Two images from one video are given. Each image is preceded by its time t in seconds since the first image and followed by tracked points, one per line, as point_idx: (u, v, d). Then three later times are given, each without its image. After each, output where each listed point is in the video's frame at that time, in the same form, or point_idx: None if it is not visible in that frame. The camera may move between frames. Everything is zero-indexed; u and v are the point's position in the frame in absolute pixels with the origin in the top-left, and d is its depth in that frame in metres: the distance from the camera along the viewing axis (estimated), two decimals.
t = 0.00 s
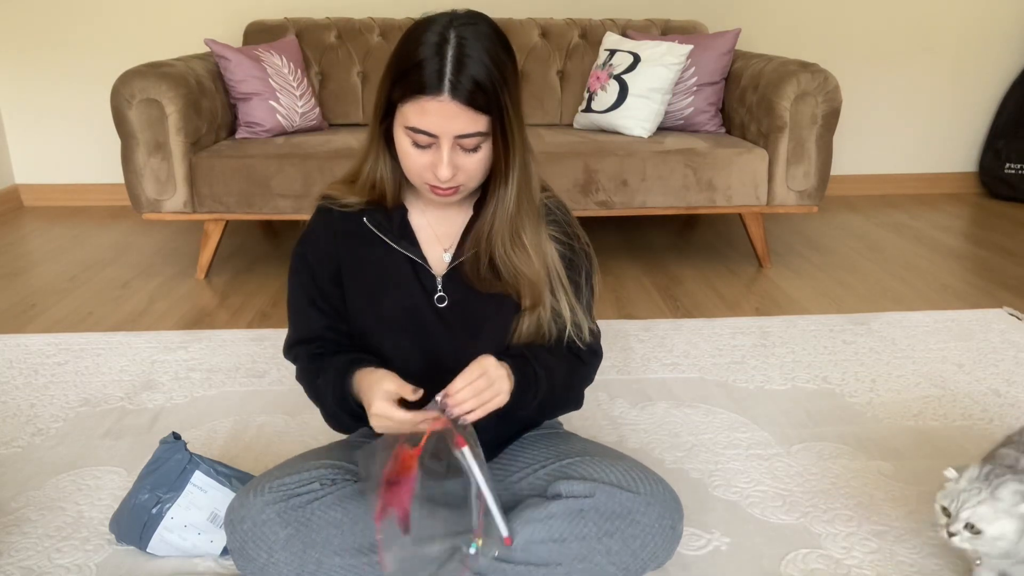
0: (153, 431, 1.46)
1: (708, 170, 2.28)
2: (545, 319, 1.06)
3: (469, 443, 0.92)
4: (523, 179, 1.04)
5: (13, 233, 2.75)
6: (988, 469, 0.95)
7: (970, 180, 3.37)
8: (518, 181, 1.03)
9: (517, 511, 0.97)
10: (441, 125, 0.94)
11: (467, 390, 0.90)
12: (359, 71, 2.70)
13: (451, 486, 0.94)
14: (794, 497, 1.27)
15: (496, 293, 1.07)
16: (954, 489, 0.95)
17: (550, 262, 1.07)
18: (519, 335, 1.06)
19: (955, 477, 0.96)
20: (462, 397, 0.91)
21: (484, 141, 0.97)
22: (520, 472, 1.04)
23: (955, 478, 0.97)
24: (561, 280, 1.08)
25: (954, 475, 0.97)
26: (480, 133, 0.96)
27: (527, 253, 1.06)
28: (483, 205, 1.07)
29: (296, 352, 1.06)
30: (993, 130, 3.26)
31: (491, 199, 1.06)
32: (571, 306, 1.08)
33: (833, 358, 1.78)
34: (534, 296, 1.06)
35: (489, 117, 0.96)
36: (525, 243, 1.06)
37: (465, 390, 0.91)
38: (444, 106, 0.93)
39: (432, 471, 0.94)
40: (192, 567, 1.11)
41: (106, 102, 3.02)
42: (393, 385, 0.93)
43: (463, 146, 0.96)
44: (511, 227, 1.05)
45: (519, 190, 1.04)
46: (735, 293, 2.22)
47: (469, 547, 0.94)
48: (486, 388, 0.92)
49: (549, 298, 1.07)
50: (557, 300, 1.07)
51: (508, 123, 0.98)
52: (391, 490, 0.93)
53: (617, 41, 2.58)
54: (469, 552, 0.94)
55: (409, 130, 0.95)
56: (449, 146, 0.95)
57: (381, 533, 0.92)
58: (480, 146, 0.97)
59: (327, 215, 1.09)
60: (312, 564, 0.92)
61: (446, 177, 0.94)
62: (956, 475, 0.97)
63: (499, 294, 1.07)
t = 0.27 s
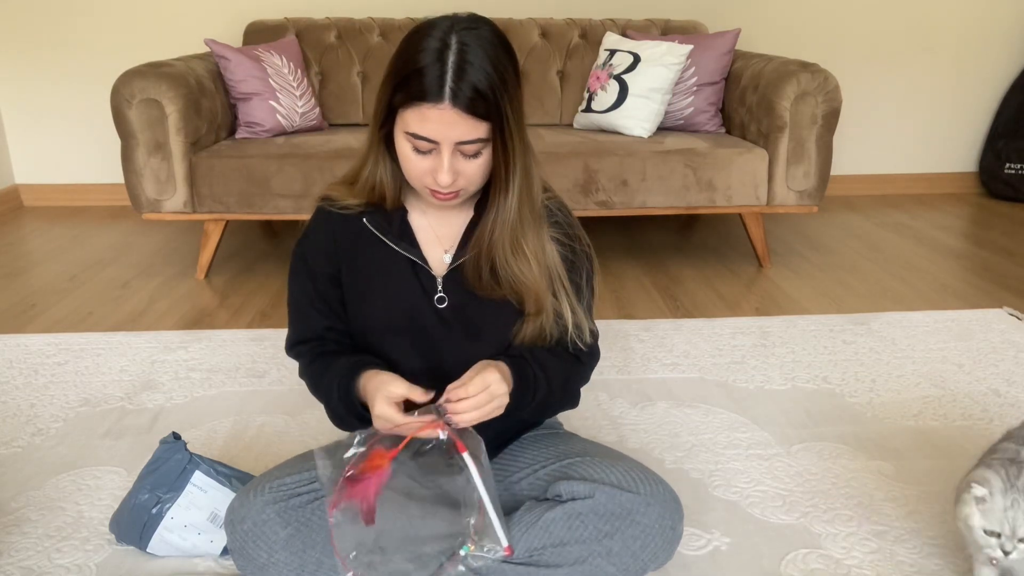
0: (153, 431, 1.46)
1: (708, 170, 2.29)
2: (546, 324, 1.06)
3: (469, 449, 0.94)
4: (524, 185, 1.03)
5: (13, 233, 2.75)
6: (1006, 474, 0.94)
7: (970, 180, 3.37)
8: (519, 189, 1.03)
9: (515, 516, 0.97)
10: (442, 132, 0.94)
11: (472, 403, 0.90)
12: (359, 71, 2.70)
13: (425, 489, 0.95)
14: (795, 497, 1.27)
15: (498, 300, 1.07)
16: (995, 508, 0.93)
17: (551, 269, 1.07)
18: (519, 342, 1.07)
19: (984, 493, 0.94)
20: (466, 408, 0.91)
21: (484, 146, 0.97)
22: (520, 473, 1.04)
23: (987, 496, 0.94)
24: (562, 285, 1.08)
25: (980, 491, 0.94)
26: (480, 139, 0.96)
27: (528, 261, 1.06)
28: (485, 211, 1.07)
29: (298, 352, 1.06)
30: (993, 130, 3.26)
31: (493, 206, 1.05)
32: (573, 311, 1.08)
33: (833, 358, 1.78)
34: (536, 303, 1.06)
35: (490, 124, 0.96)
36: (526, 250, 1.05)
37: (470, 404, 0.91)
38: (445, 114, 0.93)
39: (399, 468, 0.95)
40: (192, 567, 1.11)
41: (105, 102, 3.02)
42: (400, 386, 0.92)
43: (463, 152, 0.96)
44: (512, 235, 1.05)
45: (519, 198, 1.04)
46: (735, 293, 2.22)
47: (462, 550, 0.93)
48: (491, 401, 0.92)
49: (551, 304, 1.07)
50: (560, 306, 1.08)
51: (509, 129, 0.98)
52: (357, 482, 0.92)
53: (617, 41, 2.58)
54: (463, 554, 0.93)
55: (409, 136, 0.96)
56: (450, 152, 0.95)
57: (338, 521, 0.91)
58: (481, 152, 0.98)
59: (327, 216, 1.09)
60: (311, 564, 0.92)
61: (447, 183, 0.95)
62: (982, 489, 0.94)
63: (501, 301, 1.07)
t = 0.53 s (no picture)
0: (153, 431, 1.46)
1: (708, 170, 2.29)
2: (547, 324, 1.07)
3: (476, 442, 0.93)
4: (526, 187, 1.03)
5: (13, 232, 2.75)
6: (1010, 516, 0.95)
7: (970, 180, 3.37)
8: (520, 191, 1.03)
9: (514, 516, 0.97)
10: (446, 132, 0.94)
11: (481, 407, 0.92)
12: (358, 71, 2.70)
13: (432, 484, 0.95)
14: (795, 497, 1.27)
15: (500, 302, 1.07)
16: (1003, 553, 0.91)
17: (552, 270, 1.08)
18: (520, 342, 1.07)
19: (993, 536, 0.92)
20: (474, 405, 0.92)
21: (488, 147, 0.97)
22: (520, 473, 1.04)
23: (996, 537, 0.92)
24: (564, 286, 1.09)
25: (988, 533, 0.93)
26: (484, 140, 0.96)
27: (530, 263, 1.06)
28: (487, 212, 1.07)
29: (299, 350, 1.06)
30: (993, 129, 3.26)
31: (495, 207, 1.06)
32: (574, 312, 1.09)
33: (833, 358, 1.78)
34: (537, 305, 1.06)
35: (494, 125, 0.96)
36: (527, 252, 1.06)
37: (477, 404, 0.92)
38: (449, 115, 0.93)
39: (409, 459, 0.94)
40: (192, 567, 1.11)
41: (105, 102, 3.02)
42: (411, 384, 0.95)
43: (467, 152, 0.96)
44: (513, 237, 1.05)
45: (521, 201, 1.04)
46: (735, 292, 2.22)
47: (462, 547, 0.93)
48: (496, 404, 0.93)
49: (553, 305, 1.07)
50: (561, 307, 1.08)
51: (513, 130, 0.98)
52: (371, 469, 0.92)
53: (617, 41, 2.58)
54: (462, 551, 0.93)
55: (413, 136, 0.96)
56: (454, 153, 0.95)
57: (349, 507, 0.91)
58: (484, 153, 0.98)
59: (328, 214, 1.09)
60: (311, 564, 0.92)
61: (450, 183, 0.95)
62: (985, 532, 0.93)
63: (502, 302, 1.07)
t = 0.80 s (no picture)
0: (153, 431, 1.46)
1: (708, 170, 2.29)
2: (552, 324, 1.07)
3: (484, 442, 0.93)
4: (532, 187, 1.04)
5: (13, 232, 2.75)
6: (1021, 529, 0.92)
7: (970, 180, 3.37)
8: (528, 190, 1.04)
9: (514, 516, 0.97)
10: (453, 132, 0.94)
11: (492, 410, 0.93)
12: (358, 71, 2.70)
13: (441, 483, 0.98)
14: (794, 497, 1.27)
15: (504, 301, 1.07)
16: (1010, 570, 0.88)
17: (558, 270, 1.08)
18: (524, 343, 1.07)
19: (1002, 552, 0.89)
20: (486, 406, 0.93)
21: (494, 146, 0.97)
22: (520, 473, 1.04)
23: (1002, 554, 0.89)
24: (568, 287, 1.09)
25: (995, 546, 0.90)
26: (491, 140, 0.96)
27: (536, 263, 1.06)
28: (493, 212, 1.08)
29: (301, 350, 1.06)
30: (993, 129, 3.26)
31: (502, 207, 1.06)
32: (578, 312, 1.09)
33: (833, 358, 1.78)
34: (542, 305, 1.06)
35: (501, 125, 0.96)
36: (533, 252, 1.06)
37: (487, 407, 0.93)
38: (456, 115, 0.94)
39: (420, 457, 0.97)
40: (192, 567, 1.11)
41: (105, 102, 3.02)
42: (421, 383, 0.95)
43: (474, 152, 0.96)
44: (520, 236, 1.06)
45: (528, 200, 1.05)
46: (735, 292, 2.22)
47: (464, 546, 0.94)
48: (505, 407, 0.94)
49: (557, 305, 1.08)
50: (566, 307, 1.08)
51: (519, 130, 0.99)
52: (388, 464, 0.94)
53: (617, 41, 2.58)
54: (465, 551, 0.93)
55: (420, 137, 0.96)
56: (461, 153, 0.95)
57: (365, 502, 0.93)
58: (491, 152, 0.98)
59: (331, 214, 1.09)
60: (311, 564, 0.91)
61: (457, 184, 0.95)
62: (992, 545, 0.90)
63: (507, 302, 1.07)
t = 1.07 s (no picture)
0: (153, 431, 1.46)
1: (708, 170, 2.29)
2: (553, 324, 1.07)
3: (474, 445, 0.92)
4: (534, 187, 1.04)
5: (13, 232, 2.75)
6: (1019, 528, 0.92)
7: (970, 180, 3.37)
8: (530, 190, 1.04)
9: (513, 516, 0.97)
10: (455, 133, 0.94)
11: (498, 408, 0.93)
12: (358, 71, 2.70)
13: (432, 490, 0.94)
14: (794, 497, 1.27)
15: (505, 301, 1.07)
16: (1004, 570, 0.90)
17: (559, 271, 1.08)
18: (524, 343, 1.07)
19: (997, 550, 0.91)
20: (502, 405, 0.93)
21: (496, 147, 0.97)
22: (520, 473, 1.04)
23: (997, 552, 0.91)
24: (569, 287, 1.09)
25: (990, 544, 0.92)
26: (492, 140, 0.96)
27: (537, 263, 1.06)
28: (495, 213, 1.07)
29: (302, 350, 1.07)
30: (993, 129, 3.26)
31: (504, 208, 1.06)
32: (578, 312, 1.09)
33: (833, 358, 1.78)
34: (543, 305, 1.06)
35: (502, 125, 0.96)
36: (535, 252, 1.06)
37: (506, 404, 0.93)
38: (457, 117, 0.94)
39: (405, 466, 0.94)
40: (192, 567, 1.11)
41: (105, 101, 3.02)
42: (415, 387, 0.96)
43: (475, 153, 0.96)
44: (521, 236, 1.06)
45: (529, 200, 1.05)
46: (735, 293, 2.22)
47: (462, 547, 0.93)
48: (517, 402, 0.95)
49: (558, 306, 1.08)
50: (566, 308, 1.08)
51: (520, 130, 0.99)
52: (372, 478, 0.93)
53: (617, 41, 2.58)
54: (463, 552, 0.93)
55: (421, 138, 0.96)
56: (462, 154, 0.95)
57: (352, 518, 0.92)
58: (492, 153, 0.98)
59: (332, 214, 1.09)
60: (311, 564, 0.92)
61: (459, 184, 0.95)
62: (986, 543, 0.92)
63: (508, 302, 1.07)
